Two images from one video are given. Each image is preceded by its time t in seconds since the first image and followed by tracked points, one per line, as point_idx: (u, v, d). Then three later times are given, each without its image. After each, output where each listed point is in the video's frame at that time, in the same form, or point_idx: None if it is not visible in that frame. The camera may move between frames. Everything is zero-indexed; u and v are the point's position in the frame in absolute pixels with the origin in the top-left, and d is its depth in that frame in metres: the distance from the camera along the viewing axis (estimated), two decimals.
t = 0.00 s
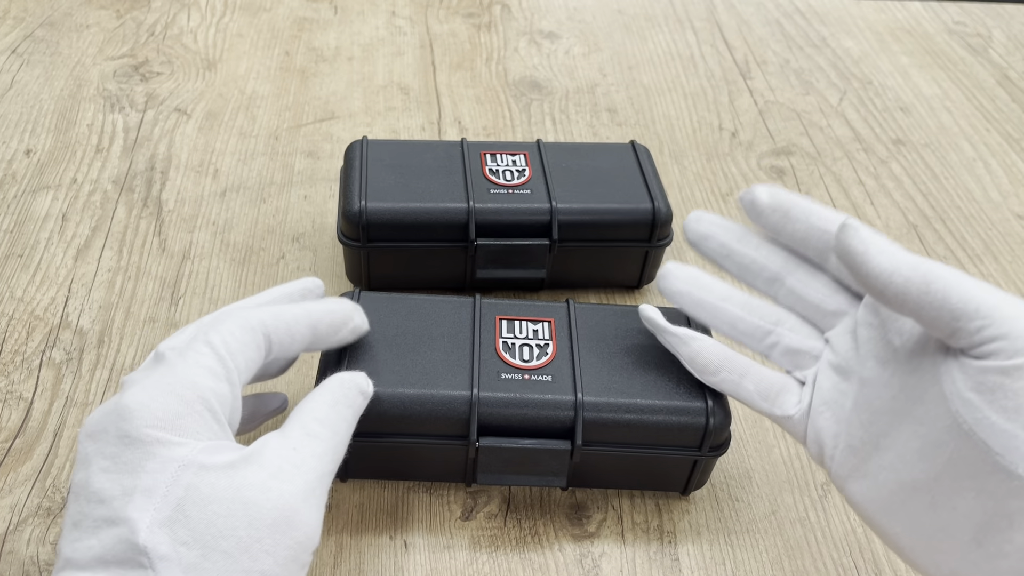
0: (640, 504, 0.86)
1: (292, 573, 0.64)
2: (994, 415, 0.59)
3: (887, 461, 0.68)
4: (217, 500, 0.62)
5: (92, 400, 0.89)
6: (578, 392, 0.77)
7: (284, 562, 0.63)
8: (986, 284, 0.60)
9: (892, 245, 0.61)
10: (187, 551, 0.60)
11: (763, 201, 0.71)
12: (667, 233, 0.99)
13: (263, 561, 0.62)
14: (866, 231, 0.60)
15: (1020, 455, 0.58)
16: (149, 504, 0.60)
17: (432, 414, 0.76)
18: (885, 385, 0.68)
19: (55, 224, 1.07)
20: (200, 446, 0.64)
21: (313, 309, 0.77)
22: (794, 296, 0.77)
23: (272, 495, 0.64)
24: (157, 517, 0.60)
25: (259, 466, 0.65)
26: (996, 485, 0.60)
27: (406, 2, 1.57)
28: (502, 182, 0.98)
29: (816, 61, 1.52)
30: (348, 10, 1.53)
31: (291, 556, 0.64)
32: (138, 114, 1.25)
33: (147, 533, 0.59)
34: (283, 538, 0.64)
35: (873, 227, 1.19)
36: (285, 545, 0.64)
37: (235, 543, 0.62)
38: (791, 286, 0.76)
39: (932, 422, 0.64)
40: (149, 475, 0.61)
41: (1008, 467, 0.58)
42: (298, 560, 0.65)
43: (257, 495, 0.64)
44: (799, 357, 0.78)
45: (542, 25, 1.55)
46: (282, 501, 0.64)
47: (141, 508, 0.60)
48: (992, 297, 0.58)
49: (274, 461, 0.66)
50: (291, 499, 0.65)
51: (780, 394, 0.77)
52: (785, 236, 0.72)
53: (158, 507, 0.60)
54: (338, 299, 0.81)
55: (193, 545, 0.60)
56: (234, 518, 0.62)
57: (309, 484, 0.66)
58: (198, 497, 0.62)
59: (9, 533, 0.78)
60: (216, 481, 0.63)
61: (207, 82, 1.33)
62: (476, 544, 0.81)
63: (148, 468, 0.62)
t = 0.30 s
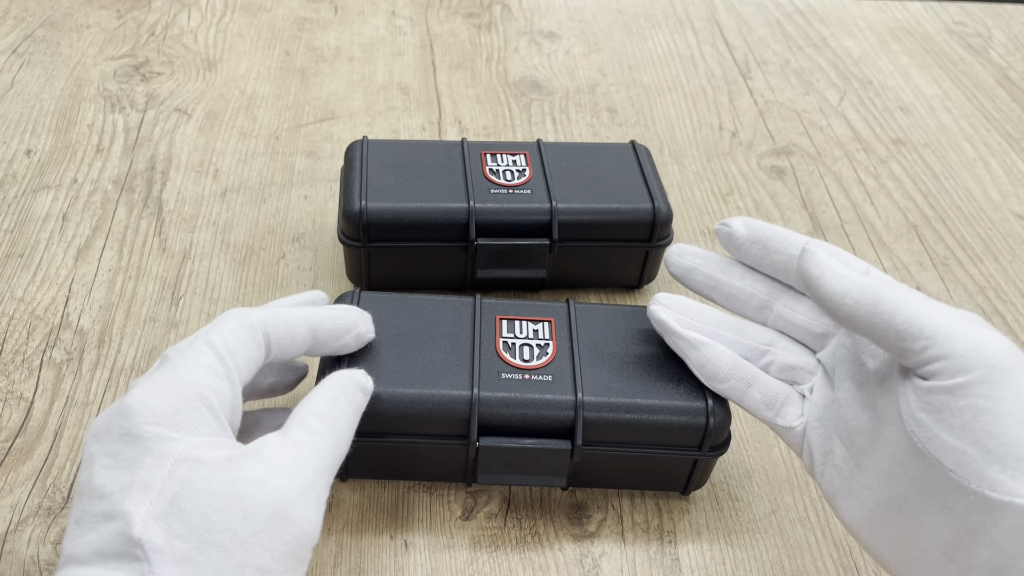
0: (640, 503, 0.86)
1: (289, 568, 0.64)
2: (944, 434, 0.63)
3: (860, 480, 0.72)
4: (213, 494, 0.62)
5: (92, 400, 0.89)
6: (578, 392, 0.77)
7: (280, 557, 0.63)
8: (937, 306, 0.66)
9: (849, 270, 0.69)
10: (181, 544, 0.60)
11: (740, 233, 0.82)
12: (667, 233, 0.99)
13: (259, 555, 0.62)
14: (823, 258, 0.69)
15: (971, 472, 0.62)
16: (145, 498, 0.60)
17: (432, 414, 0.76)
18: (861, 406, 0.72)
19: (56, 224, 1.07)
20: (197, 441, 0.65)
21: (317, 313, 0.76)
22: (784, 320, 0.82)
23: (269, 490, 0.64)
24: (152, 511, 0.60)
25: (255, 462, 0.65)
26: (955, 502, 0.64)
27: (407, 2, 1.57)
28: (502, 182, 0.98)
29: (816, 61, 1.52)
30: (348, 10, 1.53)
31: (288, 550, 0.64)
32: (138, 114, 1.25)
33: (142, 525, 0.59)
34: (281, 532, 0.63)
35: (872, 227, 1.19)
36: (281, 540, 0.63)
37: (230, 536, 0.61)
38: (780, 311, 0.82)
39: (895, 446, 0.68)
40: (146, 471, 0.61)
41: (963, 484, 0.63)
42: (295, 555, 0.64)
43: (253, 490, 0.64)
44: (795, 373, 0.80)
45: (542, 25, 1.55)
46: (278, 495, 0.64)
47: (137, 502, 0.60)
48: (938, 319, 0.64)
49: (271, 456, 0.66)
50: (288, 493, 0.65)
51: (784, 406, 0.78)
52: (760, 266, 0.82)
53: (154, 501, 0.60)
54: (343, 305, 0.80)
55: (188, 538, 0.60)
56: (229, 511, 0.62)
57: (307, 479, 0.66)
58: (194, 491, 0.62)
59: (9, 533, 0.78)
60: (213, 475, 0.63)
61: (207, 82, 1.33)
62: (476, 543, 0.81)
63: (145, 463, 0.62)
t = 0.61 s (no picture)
0: (640, 503, 0.86)
1: (286, 565, 0.64)
2: (960, 401, 0.60)
3: (881, 444, 0.69)
4: (210, 491, 0.62)
5: (92, 400, 0.89)
6: (579, 392, 0.77)
7: (277, 554, 0.63)
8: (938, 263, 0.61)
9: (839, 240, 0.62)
10: (178, 541, 0.60)
11: (743, 168, 0.75)
12: (667, 233, 0.99)
13: (256, 552, 0.62)
14: (809, 235, 0.62)
15: (991, 440, 0.59)
16: (143, 495, 0.61)
17: (433, 414, 0.76)
18: (882, 368, 0.69)
19: (56, 224, 1.07)
20: (195, 440, 0.65)
21: (314, 312, 0.77)
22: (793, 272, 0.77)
23: (266, 488, 0.64)
24: (149, 508, 0.60)
25: (253, 459, 0.65)
26: (977, 469, 0.61)
27: (407, 2, 1.57)
28: (502, 182, 0.98)
29: (816, 61, 1.52)
30: (348, 10, 1.53)
31: (285, 547, 0.64)
32: (138, 114, 1.25)
33: (139, 523, 0.59)
34: (278, 529, 0.63)
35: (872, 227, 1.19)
36: (279, 538, 0.63)
37: (227, 534, 0.62)
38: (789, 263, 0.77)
39: (910, 410, 0.64)
40: (144, 469, 0.62)
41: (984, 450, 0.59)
42: (293, 553, 0.65)
43: (250, 487, 0.64)
44: (807, 333, 0.77)
45: (542, 25, 1.55)
46: (275, 493, 0.64)
47: (135, 499, 0.60)
48: (941, 283, 0.59)
49: (270, 455, 0.66)
50: (285, 491, 0.65)
51: (796, 365, 0.76)
52: (765, 203, 0.76)
53: (151, 498, 0.61)
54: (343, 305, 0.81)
55: (185, 535, 0.60)
56: (225, 509, 0.62)
57: (304, 477, 0.66)
58: (191, 489, 0.62)
59: (9, 533, 0.78)
60: (211, 473, 0.63)
61: (207, 82, 1.33)
62: (476, 543, 0.81)
63: (143, 461, 0.62)
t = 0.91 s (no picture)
0: (640, 503, 0.86)
1: (285, 565, 0.64)
2: (978, 421, 0.55)
3: (891, 450, 0.65)
4: (208, 490, 0.62)
5: (92, 400, 0.89)
6: (579, 392, 0.77)
7: (276, 554, 0.63)
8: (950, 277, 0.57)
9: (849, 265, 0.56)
10: (176, 540, 0.60)
11: (804, 114, 0.65)
12: (667, 233, 0.99)
13: (254, 552, 0.62)
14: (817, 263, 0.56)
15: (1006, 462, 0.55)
16: (141, 494, 0.60)
17: (433, 414, 0.76)
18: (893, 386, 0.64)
19: (56, 224, 1.07)
20: (194, 439, 0.65)
21: (313, 313, 0.77)
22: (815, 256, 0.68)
23: (265, 488, 0.64)
24: (148, 507, 0.60)
25: (252, 459, 0.65)
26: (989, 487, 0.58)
27: (407, 2, 1.57)
28: (502, 182, 0.98)
29: (816, 61, 1.52)
30: (348, 10, 1.53)
31: (283, 547, 0.64)
32: (138, 114, 1.25)
33: (137, 521, 0.59)
34: (276, 529, 0.63)
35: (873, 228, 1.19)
36: (277, 537, 0.63)
37: (226, 533, 0.61)
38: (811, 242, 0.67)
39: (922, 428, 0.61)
40: (143, 468, 0.62)
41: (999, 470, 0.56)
42: (291, 553, 0.64)
43: (249, 487, 0.64)
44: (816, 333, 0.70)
45: (542, 25, 1.55)
46: (274, 492, 0.64)
47: (133, 498, 0.60)
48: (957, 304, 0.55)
49: (268, 455, 0.66)
50: (283, 491, 0.65)
51: (800, 365, 0.70)
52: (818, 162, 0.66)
53: (150, 497, 0.60)
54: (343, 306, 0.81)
55: (183, 534, 0.60)
56: (224, 508, 0.62)
57: (303, 477, 0.66)
58: (190, 488, 0.62)
59: (9, 533, 0.78)
60: (209, 473, 0.63)
61: (207, 82, 1.33)
62: (476, 543, 0.81)
63: (142, 460, 0.62)
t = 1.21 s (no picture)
0: (640, 503, 0.86)
1: (282, 567, 0.64)
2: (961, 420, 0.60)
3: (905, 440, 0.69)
4: (205, 492, 0.62)
5: (92, 400, 0.89)
6: (579, 392, 0.77)
7: (273, 555, 0.63)
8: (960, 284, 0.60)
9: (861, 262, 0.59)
10: (174, 542, 0.60)
11: (854, 124, 0.71)
12: (667, 233, 0.99)
13: (251, 553, 0.62)
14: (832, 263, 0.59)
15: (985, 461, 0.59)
16: (138, 496, 0.60)
17: (433, 415, 0.76)
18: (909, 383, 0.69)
19: (55, 224, 1.07)
20: (191, 440, 0.65)
21: (309, 310, 0.76)
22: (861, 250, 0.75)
23: (261, 488, 0.64)
24: (145, 509, 0.60)
25: (248, 459, 0.65)
26: (979, 485, 0.61)
27: (407, 2, 1.57)
28: (502, 182, 0.98)
29: (816, 61, 1.52)
30: (348, 10, 1.53)
31: (281, 548, 0.64)
32: (138, 114, 1.25)
33: (135, 523, 0.59)
34: (273, 530, 0.63)
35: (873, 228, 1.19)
36: (275, 539, 0.63)
37: (223, 535, 0.61)
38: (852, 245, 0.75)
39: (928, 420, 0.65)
40: (140, 469, 0.62)
41: (978, 469, 0.60)
42: (288, 554, 0.64)
43: (246, 488, 0.64)
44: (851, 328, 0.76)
45: (542, 25, 1.55)
46: (271, 493, 0.64)
47: (130, 500, 0.60)
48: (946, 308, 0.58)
49: (265, 455, 0.66)
50: (280, 492, 0.64)
51: (841, 355, 0.76)
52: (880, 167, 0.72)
53: (147, 499, 0.60)
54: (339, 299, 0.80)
55: (180, 536, 0.60)
56: (220, 509, 0.62)
57: (300, 477, 0.66)
58: (186, 490, 0.62)
59: (9, 533, 0.78)
60: (206, 474, 0.63)
61: (207, 82, 1.33)
62: (476, 543, 0.81)
63: (139, 462, 0.62)
